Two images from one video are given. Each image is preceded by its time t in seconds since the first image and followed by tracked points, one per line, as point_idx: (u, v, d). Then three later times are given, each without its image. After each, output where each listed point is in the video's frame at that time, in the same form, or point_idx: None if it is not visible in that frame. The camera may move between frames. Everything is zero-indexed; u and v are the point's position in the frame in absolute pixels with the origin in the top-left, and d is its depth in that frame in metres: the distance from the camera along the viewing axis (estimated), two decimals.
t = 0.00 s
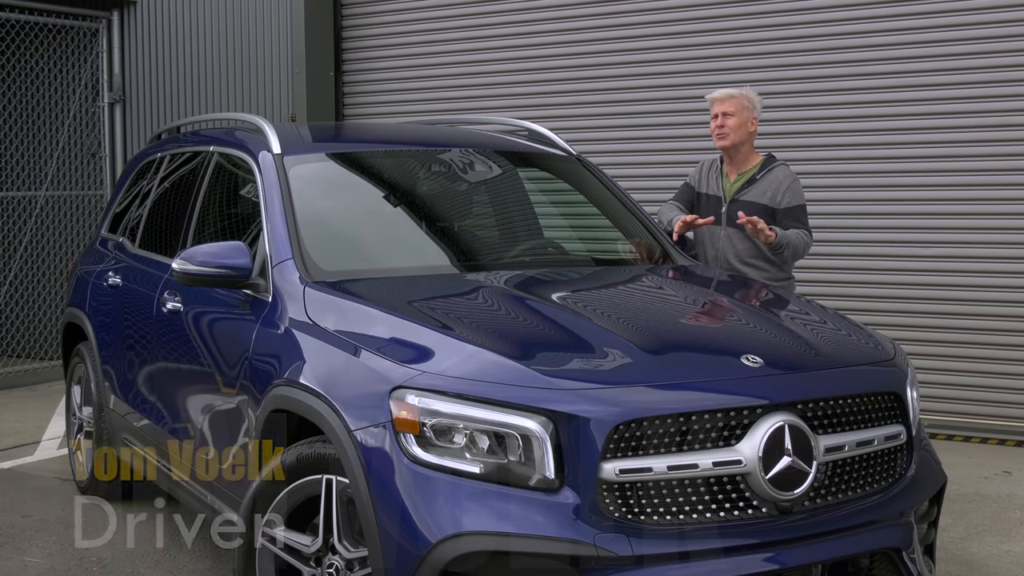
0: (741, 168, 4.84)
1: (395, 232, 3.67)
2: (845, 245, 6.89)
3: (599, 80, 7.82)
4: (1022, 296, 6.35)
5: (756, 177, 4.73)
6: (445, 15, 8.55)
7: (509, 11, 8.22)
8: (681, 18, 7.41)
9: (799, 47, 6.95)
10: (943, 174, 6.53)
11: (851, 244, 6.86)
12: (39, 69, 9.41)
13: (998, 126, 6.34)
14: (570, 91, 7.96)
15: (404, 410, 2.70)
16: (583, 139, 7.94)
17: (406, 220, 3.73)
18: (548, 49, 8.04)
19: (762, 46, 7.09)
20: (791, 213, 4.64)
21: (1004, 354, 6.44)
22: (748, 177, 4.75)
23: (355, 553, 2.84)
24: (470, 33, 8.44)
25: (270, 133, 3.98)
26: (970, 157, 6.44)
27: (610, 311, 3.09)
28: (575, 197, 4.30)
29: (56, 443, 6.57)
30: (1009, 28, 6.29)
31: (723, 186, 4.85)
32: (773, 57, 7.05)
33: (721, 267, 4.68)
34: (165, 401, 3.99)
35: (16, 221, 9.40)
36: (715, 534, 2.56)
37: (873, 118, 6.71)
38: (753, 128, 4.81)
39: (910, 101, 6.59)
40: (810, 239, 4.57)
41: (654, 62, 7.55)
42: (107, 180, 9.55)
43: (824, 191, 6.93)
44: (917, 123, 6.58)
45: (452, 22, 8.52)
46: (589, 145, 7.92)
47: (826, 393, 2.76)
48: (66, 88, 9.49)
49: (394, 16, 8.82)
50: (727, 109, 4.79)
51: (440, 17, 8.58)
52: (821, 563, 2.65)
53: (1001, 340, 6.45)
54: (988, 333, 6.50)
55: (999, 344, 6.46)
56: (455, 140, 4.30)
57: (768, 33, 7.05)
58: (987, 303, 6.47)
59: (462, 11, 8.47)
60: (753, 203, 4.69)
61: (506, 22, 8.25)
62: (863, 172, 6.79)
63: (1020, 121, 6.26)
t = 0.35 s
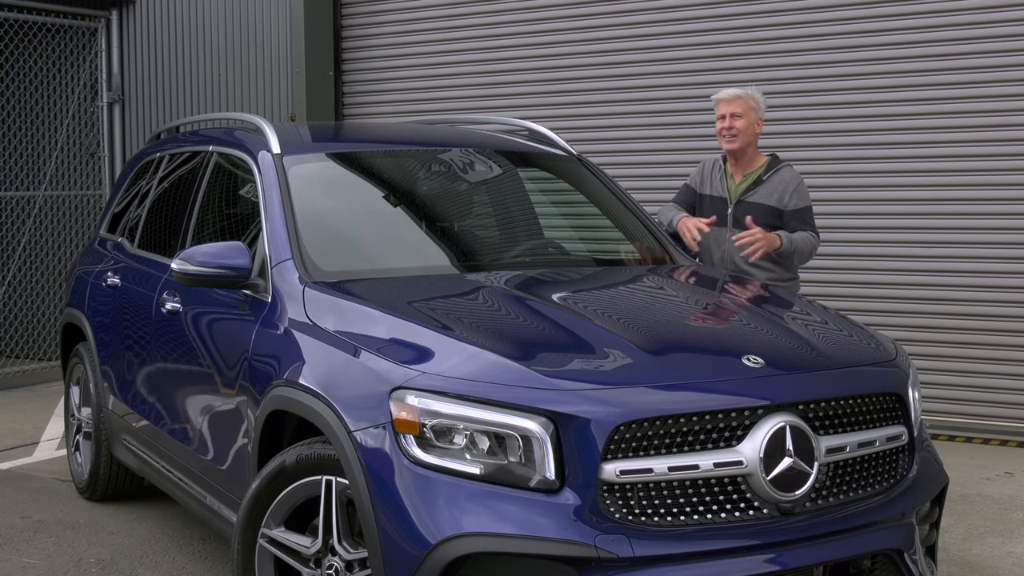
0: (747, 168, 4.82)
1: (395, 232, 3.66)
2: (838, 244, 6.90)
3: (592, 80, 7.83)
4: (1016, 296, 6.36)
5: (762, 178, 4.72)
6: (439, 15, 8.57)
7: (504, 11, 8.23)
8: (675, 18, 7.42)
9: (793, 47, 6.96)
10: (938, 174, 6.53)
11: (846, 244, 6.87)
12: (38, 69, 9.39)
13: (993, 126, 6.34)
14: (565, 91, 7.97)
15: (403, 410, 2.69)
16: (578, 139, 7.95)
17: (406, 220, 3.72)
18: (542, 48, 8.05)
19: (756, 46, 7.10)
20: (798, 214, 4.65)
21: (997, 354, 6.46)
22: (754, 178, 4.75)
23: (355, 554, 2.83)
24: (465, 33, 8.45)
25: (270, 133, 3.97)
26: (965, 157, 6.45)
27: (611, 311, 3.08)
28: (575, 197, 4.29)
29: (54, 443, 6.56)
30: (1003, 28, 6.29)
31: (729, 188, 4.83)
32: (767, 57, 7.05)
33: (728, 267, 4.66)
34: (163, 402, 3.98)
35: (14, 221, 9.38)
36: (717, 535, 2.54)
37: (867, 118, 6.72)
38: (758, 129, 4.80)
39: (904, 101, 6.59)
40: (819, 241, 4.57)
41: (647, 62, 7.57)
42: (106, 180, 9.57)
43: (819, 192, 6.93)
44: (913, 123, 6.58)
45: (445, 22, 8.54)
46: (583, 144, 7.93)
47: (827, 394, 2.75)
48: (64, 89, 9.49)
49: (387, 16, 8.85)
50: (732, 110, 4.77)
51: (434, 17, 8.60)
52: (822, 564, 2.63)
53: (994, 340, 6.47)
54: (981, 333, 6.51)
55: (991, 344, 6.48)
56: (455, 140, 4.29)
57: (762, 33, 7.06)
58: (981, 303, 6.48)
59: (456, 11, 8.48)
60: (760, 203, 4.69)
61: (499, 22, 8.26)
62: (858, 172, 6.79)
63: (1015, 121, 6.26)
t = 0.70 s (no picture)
0: (751, 166, 4.80)
1: (395, 232, 3.65)
2: (832, 244, 6.90)
3: (585, 80, 7.84)
4: (1010, 296, 6.35)
5: (767, 176, 4.71)
6: (433, 15, 8.58)
7: (497, 11, 8.25)
8: (668, 18, 7.43)
9: (786, 47, 6.96)
10: (933, 175, 6.52)
11: (841, 244, 6.87)
12: (36, 68, 9.38)
13: (989, 126, 6.33)
14: (559, 91, 7.97)
15: (403, 411, 2.68)
16: (571, 139, 7.96)
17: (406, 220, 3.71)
18: (536, 48, 8.06)
19: (749, 46, 7.11)
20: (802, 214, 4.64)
21: (991, 354, 6.46)
22: (759, 176, 4.73)
23: (355, 555, 2.82)
24: (459, 33, 8.46)
25: (269, 132, 3.96)
26: (959, 157, 6.44)
27: (611, 312, 3.07)
28: (575, 197, 4.28)
29: (54, 444, 6.54)
30: (997, 28, 6.28)
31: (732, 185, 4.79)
32: (760, 57, 7.06)
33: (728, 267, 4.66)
34: (162, 402, 3.97)
35: (12, 221, 9.36)
36: (718, 537, 2.53)
37: (861, 119, 6.72)
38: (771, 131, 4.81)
39: (899, 101, 6.59)
40: (823, 240, 4.54)
41: (641, 62, 7.57)
42: (105, 180, 9.58)
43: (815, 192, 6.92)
44: (907, 123, 6.57)
45: (439, 22, 8.56)
46: (577, 144, 7.94)
47: (829, 394, 2.74)
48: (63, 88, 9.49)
49: (381, 17, 8.87)
50: (755, 106, 4.74)
51: (427, 17, 8.62)
52: (823, 565, 2.61)
53: (987, 341, 6.47)
54: (974, 333, 6.52)
55: (985, 344, 6.49)
56: (455, 140, 4.28)
57: (755, 33, 7.07)
58: (973, 304, 6.49)
59: (449, 11, 8.50)
60: (763, 201, 4.67)
61: (494, 22, 8.27)
62: (853, 172, 6.79)
63: (1010, 121, 6.25)
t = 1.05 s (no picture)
0: (757, 166, 4.78)
1: (395, 232, 3.64)
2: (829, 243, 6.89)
3: (579, 80, 7.84)
4: (1001, 296, 6.35)
5: (772, 177, 4.69)
6: (427, 15, 8.59)
7: (490, 11, 8.26)
8: (661, 18, 7.43)
9: (779, 47, 6.96)
10: (927, 175, 6.52)
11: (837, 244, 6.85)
12: (36, 68, 9.36)
13: (984, 126, 6.32)
14: (553, 91, 7.98)
15: (403, 412, 2.67)
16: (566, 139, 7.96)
17: (406, 220, 3.70)
18: (530, 48, 8.07)
19: (742, 46, 7.11)
20: (805, 217, 4.61)
21: (982, 354, 6.46)
22: (764, 176, 4.71)
23: (355, 557, 2.81)
24: (453, 33, 8.48)
25: (269, 132, 3.95)
26: (952, 157, 6.43)
27: (611, 312, 3.06)
28: (575, 197, 4.27)
29: (53, 445, 6.53)
30: (992, 28, 6.28)
31: (736, 183, 4.78)
32: (754, 57, 7.06)
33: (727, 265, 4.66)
34: (161, 403, 3.96)
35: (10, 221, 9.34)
36: (719, 538, 2.52)
37: (855, 119, 6.71)
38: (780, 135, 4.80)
39: (893, 101, 6.58)
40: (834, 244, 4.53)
41: (634, 62, 7.58)
42: (105, 180, 9.57)
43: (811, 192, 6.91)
44: (902, 123, 6.56)
45: (433, 22, 8.57)
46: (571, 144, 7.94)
47: (830, 395, 2.73)
48: (62, 88, 9.48)
49: (375, 17, 8.88)
50: (768, 109, 4.74)
51: (420, 17, 8.64)
52: (825, 567, 2.60)
53: (979, 341, 6.47)
54: (965, 333, 6.52)
55: (976, 344, 6.49)
56: (455, 140, 4.26)
57: (748, 33, 7.07)
58: (966, 303, 6.48)
59: (443, 11, 8.51)
60: (767, 201, 4.65)
61: (488, 22, 8.28)
62: (848, 173, 6.78)
63: (1005, 121, 6.25)
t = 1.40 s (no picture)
0: (761, 169, 4.76)
1: (396, 233, 3.63)
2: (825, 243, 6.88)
3: (573, 80, 7.84)
4: (991, 296, 6.36)
5: (775, 180, 4.68)
6: (421, 15, 8.60)
7: (483, 12, 8.27)
8: (655, 18, 7.43)
9: (773, 47, 6.96)
10: (924, 174, 6.49)
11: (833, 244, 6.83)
12: (35, 67, 9.33)
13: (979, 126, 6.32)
14: (546, 91, 7.99)
15: (403, 413, 2.66)
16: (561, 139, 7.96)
17: (406, 220, 3.69)
18: (523, 48, 8.07)
19: (735, 46, 7.11)
20: (808, 223, 4.62)
21: (973, 354, 6.45)
22: (767, 179, 4.70)
23: (355, 558, 2.80)
24: (446, 33, 8.48)
25: (268, 132, 3.94)
26: (947, 157, 6.42)
27: (612, 312, 3.05)
28: (575, 197, 4.26)
29: (52, 446, 6.52)
30: (986, 28, 6.28)
31: (739, 184, 4.77)
32: (747, 57, 7.07)
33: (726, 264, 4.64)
34: (161, 404, 3.94)
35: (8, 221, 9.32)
36: (721, 539, 2.51)
37: (849, 119, 6.71)
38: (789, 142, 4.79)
39: (888, 101, 6.58)
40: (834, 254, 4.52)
41: (628, 62, 7.57)
42: (104, 180, 9.55)
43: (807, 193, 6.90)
44: (896, 123, 6.56)
45: (427, 22, 8.57)
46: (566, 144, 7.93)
47: (831, 395, 2.72)
48: (61, 88, 9.45)
49: (369, 17, 8.89)
50: (785, 116, 4.71)
51: (413, 18, 8.64)
52: (826, 568, 2.59)
53: (970, 341, 6.47)
54: (956, 333, 6.51)
55: (967, 344, 6.48)
56: (455, 140, 4.25)
57: (742, 34, 7.08)
58: (960, 304, 6.47)
59: (436, 11, 8.51)
60: (769, 204, 4.64)
61: (482, 22, 8.28)
62: (843, 172, 6.77)
63: (999, 121, 6.25)
